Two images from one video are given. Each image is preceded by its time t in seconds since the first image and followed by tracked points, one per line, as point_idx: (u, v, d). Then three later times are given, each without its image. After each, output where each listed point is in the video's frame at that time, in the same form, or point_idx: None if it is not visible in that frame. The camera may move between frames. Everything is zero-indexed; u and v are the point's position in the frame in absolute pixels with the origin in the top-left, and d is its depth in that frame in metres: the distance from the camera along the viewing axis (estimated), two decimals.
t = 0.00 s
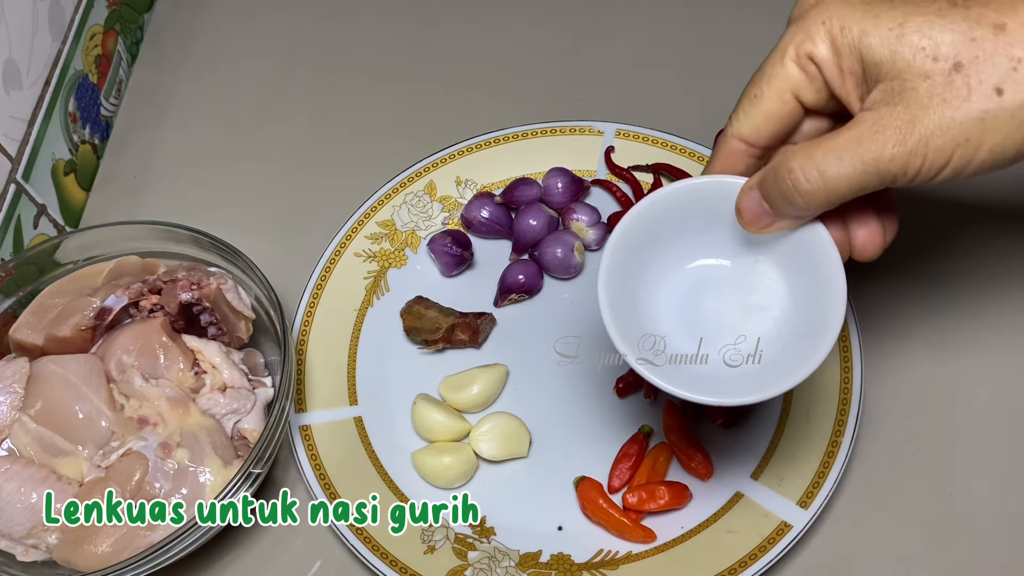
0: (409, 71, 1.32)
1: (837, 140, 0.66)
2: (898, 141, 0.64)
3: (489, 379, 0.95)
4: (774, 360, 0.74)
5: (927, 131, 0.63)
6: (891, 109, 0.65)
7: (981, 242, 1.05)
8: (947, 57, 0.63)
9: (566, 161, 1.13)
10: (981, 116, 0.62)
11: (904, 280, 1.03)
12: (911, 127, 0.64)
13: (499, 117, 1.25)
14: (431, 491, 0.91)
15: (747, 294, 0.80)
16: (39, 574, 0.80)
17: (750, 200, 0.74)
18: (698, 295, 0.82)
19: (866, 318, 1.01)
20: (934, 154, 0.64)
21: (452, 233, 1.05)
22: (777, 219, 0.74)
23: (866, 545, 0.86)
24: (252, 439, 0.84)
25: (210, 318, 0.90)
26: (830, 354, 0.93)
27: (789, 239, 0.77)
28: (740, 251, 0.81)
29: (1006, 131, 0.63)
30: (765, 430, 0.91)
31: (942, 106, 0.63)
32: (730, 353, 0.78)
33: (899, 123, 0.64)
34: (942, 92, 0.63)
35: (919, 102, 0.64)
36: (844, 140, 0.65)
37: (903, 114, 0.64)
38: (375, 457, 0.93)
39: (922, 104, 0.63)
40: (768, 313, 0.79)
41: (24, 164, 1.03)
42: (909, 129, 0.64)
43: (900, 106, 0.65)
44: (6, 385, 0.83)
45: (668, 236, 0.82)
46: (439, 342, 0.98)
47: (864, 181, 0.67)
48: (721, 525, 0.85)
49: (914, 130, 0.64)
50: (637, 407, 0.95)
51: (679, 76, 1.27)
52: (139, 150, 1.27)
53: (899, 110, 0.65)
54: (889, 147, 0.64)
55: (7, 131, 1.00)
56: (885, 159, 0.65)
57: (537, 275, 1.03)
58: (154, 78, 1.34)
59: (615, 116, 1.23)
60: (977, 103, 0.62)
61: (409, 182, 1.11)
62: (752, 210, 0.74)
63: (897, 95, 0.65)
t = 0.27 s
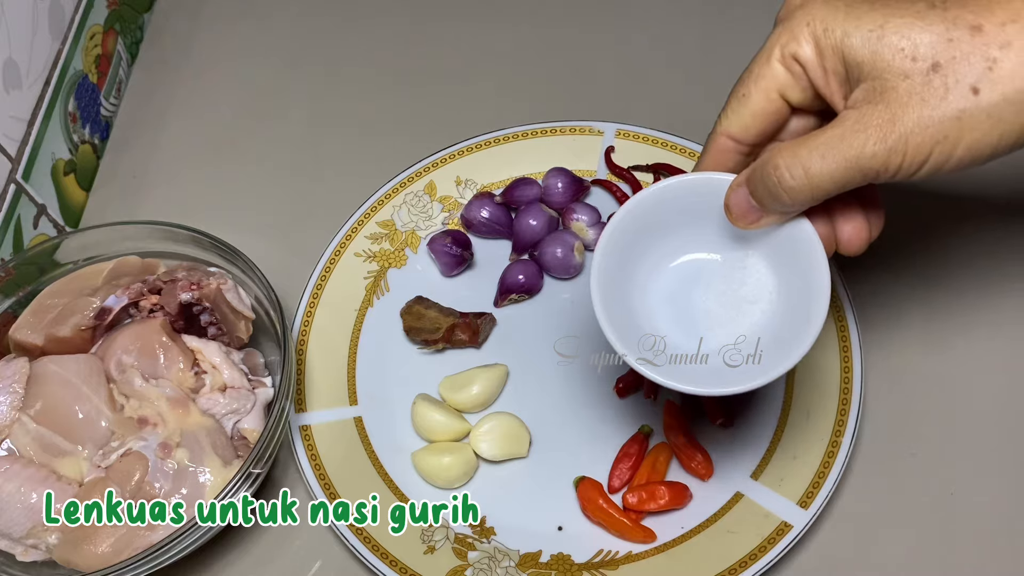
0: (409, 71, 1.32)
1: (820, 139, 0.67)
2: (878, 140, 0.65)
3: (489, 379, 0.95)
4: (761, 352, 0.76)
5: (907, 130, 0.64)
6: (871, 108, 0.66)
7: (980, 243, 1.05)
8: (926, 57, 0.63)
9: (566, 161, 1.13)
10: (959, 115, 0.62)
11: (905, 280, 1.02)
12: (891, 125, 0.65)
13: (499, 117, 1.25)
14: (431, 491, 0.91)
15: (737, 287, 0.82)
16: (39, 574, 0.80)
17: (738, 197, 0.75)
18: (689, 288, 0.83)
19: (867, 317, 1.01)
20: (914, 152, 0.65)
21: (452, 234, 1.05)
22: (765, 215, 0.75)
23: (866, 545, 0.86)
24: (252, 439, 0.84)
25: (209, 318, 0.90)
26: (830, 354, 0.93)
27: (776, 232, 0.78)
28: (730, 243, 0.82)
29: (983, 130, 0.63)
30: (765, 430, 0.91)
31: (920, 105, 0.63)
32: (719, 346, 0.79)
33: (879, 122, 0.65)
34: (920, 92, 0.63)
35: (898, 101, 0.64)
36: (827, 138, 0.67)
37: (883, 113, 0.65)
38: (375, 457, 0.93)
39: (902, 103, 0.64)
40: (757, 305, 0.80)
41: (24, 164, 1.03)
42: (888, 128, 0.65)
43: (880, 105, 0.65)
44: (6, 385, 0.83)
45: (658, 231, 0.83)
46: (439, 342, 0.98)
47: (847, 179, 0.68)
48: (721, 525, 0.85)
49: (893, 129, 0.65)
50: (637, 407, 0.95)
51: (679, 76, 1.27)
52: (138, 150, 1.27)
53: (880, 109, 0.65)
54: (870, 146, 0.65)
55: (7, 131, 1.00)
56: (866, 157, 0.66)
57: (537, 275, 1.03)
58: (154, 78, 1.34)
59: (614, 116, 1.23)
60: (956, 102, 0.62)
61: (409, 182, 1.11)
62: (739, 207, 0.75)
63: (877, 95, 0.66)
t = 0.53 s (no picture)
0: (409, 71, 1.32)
1: (779, 106, 0.69)
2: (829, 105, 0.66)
3: (489, 379, 0.95)
4: (737, 320, 0.77)
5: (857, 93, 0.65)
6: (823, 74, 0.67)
7: (979, 245, 1.05)
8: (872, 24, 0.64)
9: (566, 161, 1.13)
10: (905, 78, 0.64)
11: (901, 283, 1.03)
12: (844, 90, 0.66)
13: (499, 117, 1.25)
14: (431, 491, 0.91)
15: (710, 261, 0.83)
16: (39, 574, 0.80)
17: (705, 168, 0.77)
18: (665, 264, 0.85)
19: (865, 320, 1.01)
20: (866, 115, 0.66)
21: (452, 233, 1.05)
22: (732, 184, 0.77)
23: (866, 545, 0.86)
24: (252, 439, 0.84)
25: (209, 318, 0.90)
26: (830, 354, 0.93)
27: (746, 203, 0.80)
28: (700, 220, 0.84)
29: (930, 93, 0.64)
30: (765, 430, 0.91)
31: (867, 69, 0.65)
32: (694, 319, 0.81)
33: (831, 87, 0.66)
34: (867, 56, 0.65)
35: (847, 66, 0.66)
36: (785, 105, 0.68)
37: (834, 78, 0.66)
38: (375, 457, 0.93)
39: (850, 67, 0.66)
40: (731, 277, 0.82)
41: (24, 164, 1.03)
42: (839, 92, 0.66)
43: (831, 70, 0.67)
44: (6, 385, 0.83)
45: (630, 214, 0.85)
46: (439, 342, 0.98)
47: (804, 145, 0.69)
48: (721, 525, 0.85)
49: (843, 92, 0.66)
50: (638, 407, 0.95)
51: (680, 76, 1.27)
52: (138, 150, 1.27)
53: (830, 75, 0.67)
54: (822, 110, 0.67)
55: (7, 132, 1.00)
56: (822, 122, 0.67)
57: (537, 275, 1.03)
58: (154, 78, 1.34)
59: (614, 117, 1.23)
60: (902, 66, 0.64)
61: (409, 182, 1.11)
62: (709, 178, 0.78)
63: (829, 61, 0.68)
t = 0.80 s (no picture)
0: (410, 71, 1.32)
1: (683, 56, 0.74)
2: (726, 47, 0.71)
3: (489, 379, 0.95)
4: (663, 245, 0.78)
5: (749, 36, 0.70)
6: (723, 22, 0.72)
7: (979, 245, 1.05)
8: None
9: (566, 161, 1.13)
10: (790, 15, 0.69)
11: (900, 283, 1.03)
12: (736, 32, 0.70)
13: (499, 117, 1.25)
14: (431, 491, 0.91)
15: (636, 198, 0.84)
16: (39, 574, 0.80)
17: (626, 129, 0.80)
18: (597, 222, 0.86)
19: (865, 320, 1.01)
20: (756, 55, 0.71)
21: (453, 233, 1.05)
22: (647, 131, 0.79)
23: (866, 545, 0.86)
24: (252, 439, 0.84)
25: (210, 318, 0.90)
26: (830, 354, 0.93)
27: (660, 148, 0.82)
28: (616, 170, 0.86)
29: (810, 28, 0.70)
30: (765, 430, 0.91)
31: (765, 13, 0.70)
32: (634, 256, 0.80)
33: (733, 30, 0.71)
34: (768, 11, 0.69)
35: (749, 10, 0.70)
36: (690, 54, 0.74)
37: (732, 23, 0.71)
38: (375, 457, 0.93)
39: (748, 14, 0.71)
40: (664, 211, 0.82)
41: (24, 164, 1.03)
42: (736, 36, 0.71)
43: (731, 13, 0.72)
44: (6, 385, 0.83)
45: (551, 189, 0.86)
46: (439, 342, 0.98)
47: (708, 79, 0.74)
48: (721, 525, 0.85)
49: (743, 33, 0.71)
50: (637, 406, 0.95)
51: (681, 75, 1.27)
52: (138, 150, 1.27)
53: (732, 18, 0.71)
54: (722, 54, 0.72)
55: (7, 132, 1.00)
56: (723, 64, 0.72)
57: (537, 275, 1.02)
58: (154, 78, 1.34)
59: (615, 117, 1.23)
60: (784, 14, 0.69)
61: (409, 182, 1.11)
62: (623, 131, 0.80)
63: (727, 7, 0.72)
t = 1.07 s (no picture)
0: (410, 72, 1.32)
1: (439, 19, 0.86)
2: None
3: (488, 379, 0.95)
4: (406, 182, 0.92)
5: None
6: None
7: (978, 247, 1.05)
8: None
9: (566, 161, 1.13)
10: None
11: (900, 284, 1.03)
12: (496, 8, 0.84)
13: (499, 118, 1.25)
14: (431, 491, 0.91)
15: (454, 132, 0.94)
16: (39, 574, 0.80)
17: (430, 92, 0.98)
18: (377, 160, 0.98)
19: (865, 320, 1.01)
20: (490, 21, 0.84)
21: (453, 233, 1.05)
22: (419, 78, 0.92)
23: (865, 545, 0.86)
24: (252, 439, 0.84)
25: (210, 318, 0.90)
26: (830, 354, 0.93)
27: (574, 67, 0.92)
28: (429, 101, 0.98)
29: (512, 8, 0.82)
30: (765, 430, 0.91)
31: None
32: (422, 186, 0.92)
33: None
34: None
35: None
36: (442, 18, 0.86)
37: None
38: (375, 457, 0.93)
39: None
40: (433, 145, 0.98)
41: (24, 164, 1.03)
42: None
43: None
44: (6, 385, 0.83)
45: (339, 122, 0.99)
46: (439, 342, 0.98)
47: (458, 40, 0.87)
48: (721, 525, 0.85)
49: None
50: (637, 406, 0.95)
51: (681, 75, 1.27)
52: (138, 150, 1.27)
53: None
54: None
55: (7, 132, 1.00)
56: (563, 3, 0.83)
57: (537, 275, 1.03)
58: (154, 78, 1.35)
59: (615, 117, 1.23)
60: None
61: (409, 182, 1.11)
62: (401, 75, 0.94)
63: None
